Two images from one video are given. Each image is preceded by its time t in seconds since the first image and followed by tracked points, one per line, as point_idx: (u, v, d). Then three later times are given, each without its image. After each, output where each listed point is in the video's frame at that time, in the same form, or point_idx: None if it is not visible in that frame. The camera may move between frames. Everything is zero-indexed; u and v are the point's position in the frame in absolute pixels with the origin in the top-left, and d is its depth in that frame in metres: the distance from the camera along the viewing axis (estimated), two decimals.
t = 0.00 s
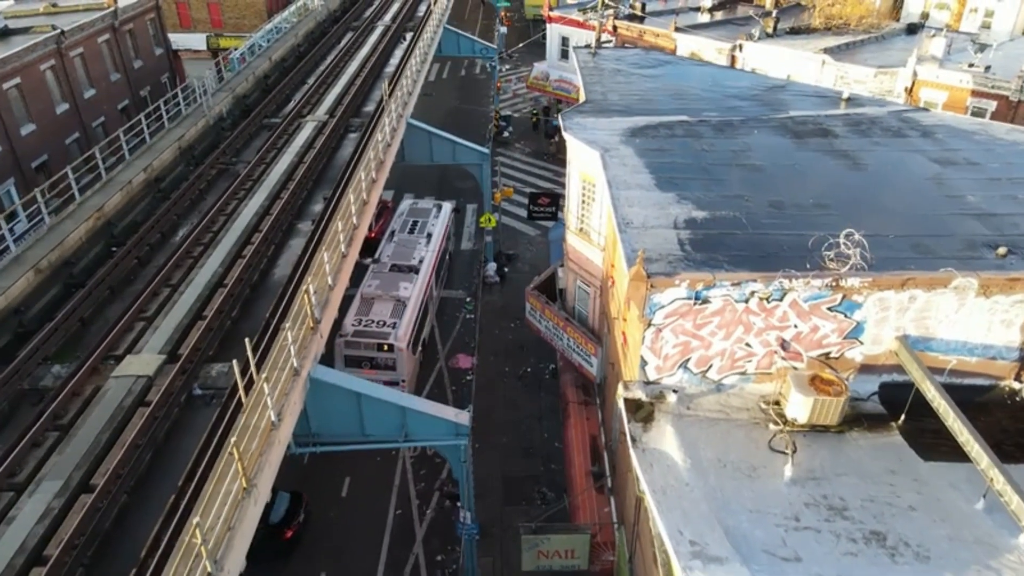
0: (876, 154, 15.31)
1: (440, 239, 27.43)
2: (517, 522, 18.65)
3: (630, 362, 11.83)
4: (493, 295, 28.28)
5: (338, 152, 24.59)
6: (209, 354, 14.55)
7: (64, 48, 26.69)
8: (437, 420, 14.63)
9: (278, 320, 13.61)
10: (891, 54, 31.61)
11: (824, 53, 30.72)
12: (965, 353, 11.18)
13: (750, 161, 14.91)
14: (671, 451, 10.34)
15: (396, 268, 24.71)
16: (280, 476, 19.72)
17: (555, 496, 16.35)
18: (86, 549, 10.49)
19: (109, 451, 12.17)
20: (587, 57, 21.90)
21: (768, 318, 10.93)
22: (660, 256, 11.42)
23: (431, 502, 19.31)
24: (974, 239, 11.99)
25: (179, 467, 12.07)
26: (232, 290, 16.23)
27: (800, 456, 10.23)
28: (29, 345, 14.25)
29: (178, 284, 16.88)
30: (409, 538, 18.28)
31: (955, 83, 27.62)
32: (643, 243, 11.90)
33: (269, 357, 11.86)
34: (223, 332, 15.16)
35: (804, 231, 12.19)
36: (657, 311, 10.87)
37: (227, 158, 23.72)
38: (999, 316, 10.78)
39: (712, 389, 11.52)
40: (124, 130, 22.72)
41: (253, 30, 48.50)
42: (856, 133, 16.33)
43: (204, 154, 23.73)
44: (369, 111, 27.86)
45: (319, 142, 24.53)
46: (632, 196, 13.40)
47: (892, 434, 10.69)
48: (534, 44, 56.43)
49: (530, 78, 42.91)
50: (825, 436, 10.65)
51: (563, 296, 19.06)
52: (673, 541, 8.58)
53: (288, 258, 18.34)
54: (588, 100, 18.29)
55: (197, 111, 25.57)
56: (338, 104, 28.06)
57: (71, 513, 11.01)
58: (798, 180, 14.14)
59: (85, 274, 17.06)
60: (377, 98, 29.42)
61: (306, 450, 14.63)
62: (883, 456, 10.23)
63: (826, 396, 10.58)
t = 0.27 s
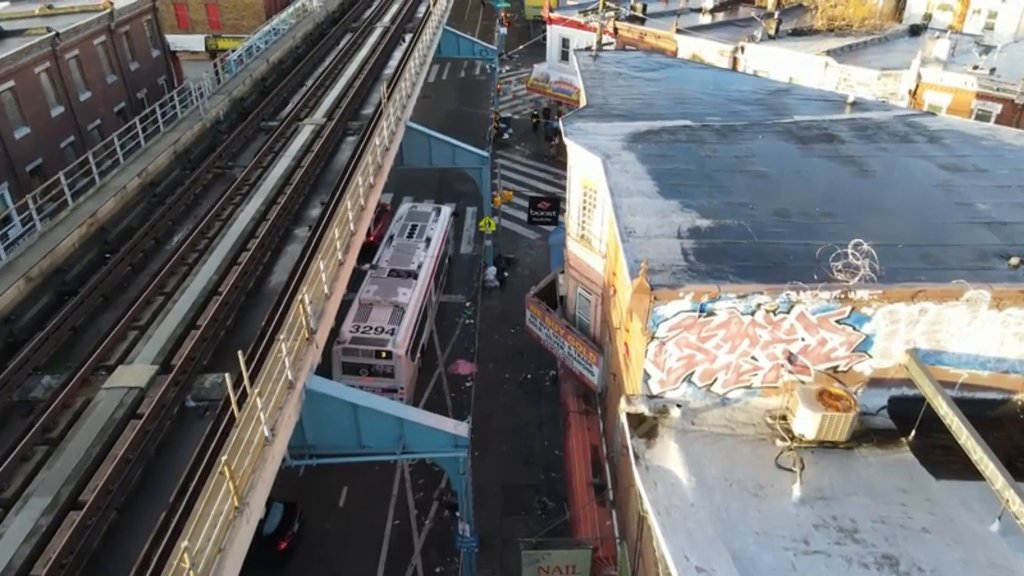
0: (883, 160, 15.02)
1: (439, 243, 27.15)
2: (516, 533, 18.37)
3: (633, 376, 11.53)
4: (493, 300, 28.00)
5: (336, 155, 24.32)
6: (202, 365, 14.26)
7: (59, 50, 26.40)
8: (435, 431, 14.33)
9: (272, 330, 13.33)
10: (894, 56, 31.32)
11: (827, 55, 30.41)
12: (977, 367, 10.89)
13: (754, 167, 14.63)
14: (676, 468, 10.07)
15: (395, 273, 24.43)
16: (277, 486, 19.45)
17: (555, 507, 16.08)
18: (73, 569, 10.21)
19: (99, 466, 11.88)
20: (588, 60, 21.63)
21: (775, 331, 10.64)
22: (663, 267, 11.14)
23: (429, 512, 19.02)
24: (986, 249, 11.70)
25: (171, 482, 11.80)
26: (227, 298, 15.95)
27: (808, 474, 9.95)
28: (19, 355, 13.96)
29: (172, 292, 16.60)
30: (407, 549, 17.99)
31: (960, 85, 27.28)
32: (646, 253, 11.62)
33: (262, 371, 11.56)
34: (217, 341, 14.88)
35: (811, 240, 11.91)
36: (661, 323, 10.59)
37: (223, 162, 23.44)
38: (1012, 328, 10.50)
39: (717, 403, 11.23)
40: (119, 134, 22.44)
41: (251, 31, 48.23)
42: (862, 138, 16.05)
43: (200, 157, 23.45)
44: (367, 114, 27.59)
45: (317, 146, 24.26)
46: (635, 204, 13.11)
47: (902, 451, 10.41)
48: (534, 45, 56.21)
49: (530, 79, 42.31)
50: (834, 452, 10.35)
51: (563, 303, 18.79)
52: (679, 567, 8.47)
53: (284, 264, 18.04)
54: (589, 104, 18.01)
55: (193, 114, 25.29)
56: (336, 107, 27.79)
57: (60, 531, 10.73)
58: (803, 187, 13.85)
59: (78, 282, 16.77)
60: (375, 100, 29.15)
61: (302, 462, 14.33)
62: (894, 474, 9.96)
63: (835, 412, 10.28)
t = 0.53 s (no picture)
0: (889, 166, 14.75)
1: (438, 247, 26.87)
2: (516, 543, 18.10)
3: (636, 389, 11.25)
4: (492, 304, 27.72)
5: (334, 159, 24.05)
6: (196, 375, 13.97)
7: (53, 53, 26.12)
8: (433, 443, 14.05)
9: (266, 340, 13.05)
10: (897, 58, 31.03)
11: (829, 57, 30.11)
12: (988, 381, 10.60)
13: (759, 173, 14.35)
14: (680, 487, 9.80)
15: (393, 278, 24.15)
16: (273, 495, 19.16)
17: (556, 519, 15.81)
18: None
19: (88, 480, 11.59)
20: (588, 63, 21.35)
21: (781, 344, 10.36)
22: (666, 278, 10.86)
23: (428, 522, 18.74)
24: (997, 258, 11.43)
25: (163, 497, 11.52)
26: (222, 306, 15.67)
27: (816, 493, 9.68)
28: (8, 366, 13.67)
29: (166, 299, 16.33)
30: (405, 560, 17.72)
31: (964, 88, 26.95)
32: (649, 263, 11.34)
33: (254, 384, 11.27)
34: (211, 351, 14.60)
35: (817, 249, 11.63)
36: (664, 337, 10.31)
37: (219, 165, 23.15)
38: None
39: (722, 417, 10.95)
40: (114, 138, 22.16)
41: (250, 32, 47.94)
42: (868, 144, 15.78)
43: (195, 161, 23.17)
44: (366, 117, 27.32)
45: (314, 149, 23.98)
46: (637, 211, 12.83)
47: (912, 468, 10.14)
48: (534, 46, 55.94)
49: (530, 81, 42.00)
50: (842, 469, 10.08)
51: (564, 310, 18.51)
52: None
53: (280, 271, 17.76)
54: (590, 108, 17.73)
55: (189, 117, 25.00)
56: (334, 109, 27.51)
57: (47, 550, 10.45)
58: (808, 194, 13.57)
59: (70, 289, 16.49)
60: (374, 103, 28.87)
61: (297, 474, 14.05)
62: (904, 492, 9.70)
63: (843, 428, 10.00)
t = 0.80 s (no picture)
0: (895, 172, 14.48)
1: (437, 251, 26.59)
2: (516, 554, 17.82)
3: (638, 402, 10.98)
4: (492, 309, 27.44)
5: (332, 162, 23.78)
6: (189, 386, 13.69)
7: (48, 55, 25.83)
8: (431, 454, 13.77)
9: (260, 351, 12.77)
10: (901, 60, 30.74)
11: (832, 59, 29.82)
12: (999, 395, 10.34)
13: (763, 180, 14.08)
14: (684, 506, 9.55)
15: (391, 282, 23.89)
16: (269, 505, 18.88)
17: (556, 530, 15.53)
18: None
19: (77, 496, 11.32)
20: (589, 65, 21.08)
21: (788, 357, 10.09)
22: (670, 290, 10.59)
23: (426, 532, 18.46)
24: (1008, 268, 11.15)
25: (153, 513, 11.23)
26: (216, 314, 15.39)
27: (824, 512, 9.42)
28: None
29: (160, 307, 16.05)
30: (402, 571, 17.43)
31: (969, 91, 26.62)
32: (651, 273, 11.07)
33: (247, 399, 10.98)
34: (205, 360, 14.32)
35: (824, 259, 11.36)
36: (667, 350, 10.04)
37: (216, 169, 22.87)
38: None
39: (726, 432, 10.68)
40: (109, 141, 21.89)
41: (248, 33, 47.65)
42: (873, 149, 15.51)
43: (191, 165, 22.90)
44: (364, 120, 27.06)
45: (312, 152, 23.71)
46: (639, 219, 12.57)
47: (922, 485, 9.88)
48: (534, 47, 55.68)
49: (530, 82, 41.70)
50: (850, 487, 9.82)
51: (564, 317, 18.24)
52: None
53: (276, 277, 17.47)
54: (591, 112, 17.47)
55: (185, 120, 24.73)
56: (332, 112, 27.24)
57: (33, 568, 10.18)
58: (813, 201, 13.30)
59: (62, 297, 16.20)
60: (372, 105, 28.60)
61: (293, 487, 13.73)
62: (914, 511, 9.44)
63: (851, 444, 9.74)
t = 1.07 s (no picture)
0: (902, 178, 14.22)
1: (436, 255, 26.33)
2: (515, 565, 17.55)
3: (640, 416, 10.72)
4: (492, 313, 27.18)
5: (329, 166, 23.51)
6: (182, 397, 13.42)
7: (43, 57, 25.56)
8: (429, 466, 13.49)
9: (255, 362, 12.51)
10: (903, 62, 30.49)
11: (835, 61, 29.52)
12: (1012, 409, 10.07)
13: (767, 186, 13.82)
14: (689, 526, 9.29)
15: (390, 287, 23.63)
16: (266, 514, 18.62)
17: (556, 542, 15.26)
18: None
19: (66, 511, 11.05)
20: (590, 68, 20.81)
21: (794, 371, 9.83)
22: (673, 302, 10.33)
23: (424, 542, 18.19)
24: (1019, 278, 10.89)
25: (144, 530, 10.97)
26: (210, 322, 15.12)
27: (832, 532, 9.16)
28: None
29: (153, 315, 15.77)
30: None
31: (972, 93, 26.36)
32: (654, 284, 10.81)
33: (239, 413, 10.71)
34: (198, 370, 14.05)
35: (830, 269, 11.10)
36: (670, 363, 9.78)
37: (212, 173, 22.60)
38: None
39: (731, 447, 10.42)
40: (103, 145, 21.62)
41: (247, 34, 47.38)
42: (879, 154, 15.25)
43: (187, 169, 22.63)
44: (362, 122, 26.79)
45: (309, 156, 23.43)
46: (641, 227, 12.31)
47: (933, 502, 9.62)
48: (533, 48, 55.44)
49: (530, 84, 41.39)
50: (859, 504, 9.55)
51: (564, 324, 17.99)
52: None
53: (272, 284, 17.20)
54: (591, 116, 17.20)
55: (181, 123, 24.47)
56: (330, 115, 26.98)
57: None
58: (819, 208, 13.04)
59: (54, 304, 15.92)
60: (371, 108, 28.34)
61: (288, 500, 13.45)
62: (925, 530, 9.18)
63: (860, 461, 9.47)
